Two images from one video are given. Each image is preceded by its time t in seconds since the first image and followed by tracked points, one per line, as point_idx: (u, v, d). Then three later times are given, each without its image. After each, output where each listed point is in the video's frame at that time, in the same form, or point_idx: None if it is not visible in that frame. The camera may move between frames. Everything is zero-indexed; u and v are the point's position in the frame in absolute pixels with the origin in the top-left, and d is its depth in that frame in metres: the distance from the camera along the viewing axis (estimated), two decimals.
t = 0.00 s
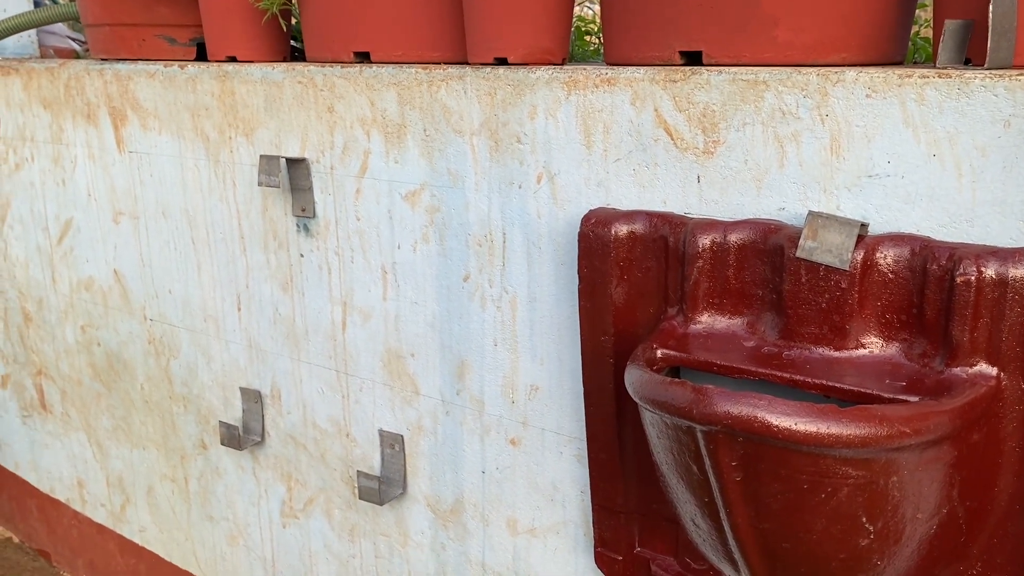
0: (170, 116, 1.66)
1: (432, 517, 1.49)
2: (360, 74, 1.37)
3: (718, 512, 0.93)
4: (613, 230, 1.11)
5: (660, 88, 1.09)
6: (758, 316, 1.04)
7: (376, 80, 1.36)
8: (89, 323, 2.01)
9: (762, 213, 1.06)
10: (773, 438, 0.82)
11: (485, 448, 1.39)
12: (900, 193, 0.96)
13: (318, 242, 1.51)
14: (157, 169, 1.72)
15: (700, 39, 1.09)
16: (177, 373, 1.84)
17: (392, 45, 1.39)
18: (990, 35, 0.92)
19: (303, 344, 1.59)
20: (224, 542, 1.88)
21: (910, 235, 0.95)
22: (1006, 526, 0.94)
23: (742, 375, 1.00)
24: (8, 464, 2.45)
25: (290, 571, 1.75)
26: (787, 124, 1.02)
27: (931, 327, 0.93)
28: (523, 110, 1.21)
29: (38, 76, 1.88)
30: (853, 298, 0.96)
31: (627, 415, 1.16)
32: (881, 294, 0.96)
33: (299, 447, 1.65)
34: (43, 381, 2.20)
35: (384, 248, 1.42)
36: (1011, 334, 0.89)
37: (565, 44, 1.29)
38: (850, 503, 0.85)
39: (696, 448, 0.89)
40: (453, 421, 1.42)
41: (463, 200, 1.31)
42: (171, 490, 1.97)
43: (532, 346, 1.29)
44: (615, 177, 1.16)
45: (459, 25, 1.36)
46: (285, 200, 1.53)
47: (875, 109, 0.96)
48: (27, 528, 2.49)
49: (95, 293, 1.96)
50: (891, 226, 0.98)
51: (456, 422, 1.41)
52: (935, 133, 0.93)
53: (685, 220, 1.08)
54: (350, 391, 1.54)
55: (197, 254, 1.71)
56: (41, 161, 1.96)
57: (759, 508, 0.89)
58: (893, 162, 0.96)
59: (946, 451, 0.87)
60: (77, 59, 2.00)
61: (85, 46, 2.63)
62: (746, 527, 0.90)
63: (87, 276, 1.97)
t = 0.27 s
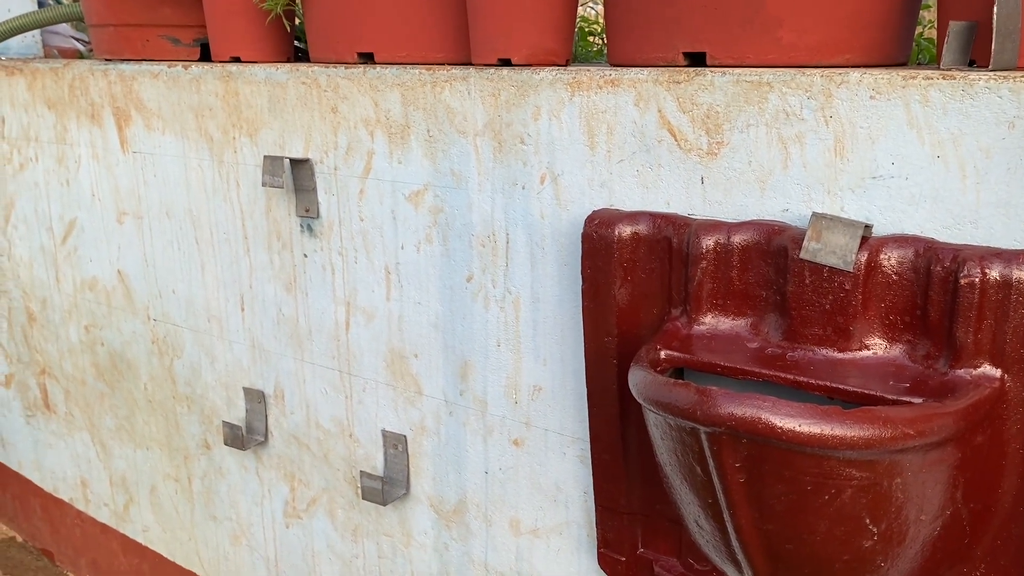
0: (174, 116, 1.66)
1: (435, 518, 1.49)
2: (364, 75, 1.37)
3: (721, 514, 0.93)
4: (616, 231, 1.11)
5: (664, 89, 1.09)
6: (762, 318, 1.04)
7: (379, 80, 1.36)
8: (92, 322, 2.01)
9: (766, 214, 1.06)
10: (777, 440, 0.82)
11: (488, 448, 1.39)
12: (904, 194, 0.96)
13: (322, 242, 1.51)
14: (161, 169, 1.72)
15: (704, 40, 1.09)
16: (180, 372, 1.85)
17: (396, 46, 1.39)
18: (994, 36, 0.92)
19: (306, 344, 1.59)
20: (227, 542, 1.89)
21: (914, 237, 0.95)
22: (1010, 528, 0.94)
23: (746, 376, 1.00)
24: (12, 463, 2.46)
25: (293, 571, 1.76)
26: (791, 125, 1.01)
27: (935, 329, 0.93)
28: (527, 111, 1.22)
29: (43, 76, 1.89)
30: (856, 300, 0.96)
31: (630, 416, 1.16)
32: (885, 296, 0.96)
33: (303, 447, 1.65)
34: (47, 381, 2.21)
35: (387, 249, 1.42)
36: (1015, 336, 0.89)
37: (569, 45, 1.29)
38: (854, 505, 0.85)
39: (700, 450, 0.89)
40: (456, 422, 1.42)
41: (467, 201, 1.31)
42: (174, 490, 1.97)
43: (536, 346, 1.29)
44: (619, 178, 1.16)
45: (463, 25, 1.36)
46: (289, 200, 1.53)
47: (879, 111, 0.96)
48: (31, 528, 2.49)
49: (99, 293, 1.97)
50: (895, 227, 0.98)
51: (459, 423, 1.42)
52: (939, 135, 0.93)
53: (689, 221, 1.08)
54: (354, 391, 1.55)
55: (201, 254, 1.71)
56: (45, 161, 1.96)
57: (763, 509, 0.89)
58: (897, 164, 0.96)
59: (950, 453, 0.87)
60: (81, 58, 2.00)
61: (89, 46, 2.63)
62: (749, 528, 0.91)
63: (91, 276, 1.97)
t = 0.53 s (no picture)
0: (175, 117, 1.66)
1: (435, 519, 1.49)
2: (364, 77, 1.38)
3: (720, 515, 0.93)
4: (616, 233, 1.11)
5: (664, 92, 1.09)
6: (761, 319, 1.04)
7: (380, 82, 1.36)
8: (93, 323, 2.01)
9: (765, 216, 1.06)
10: (776, 441, 0.82)
11: (488, 450, 1.39)
12: (903, 196, 0.97)
13: (322, 243, 1.51)
14: (162, 170, 1.73)
15: (704, 42, 1.10)
16: (181, 373, 1.85)
17: (397, 48, 1.40)
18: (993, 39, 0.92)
19: (307, 345, 1.60)
20: (228, 542, 1.89)
21: (913, 239, 0.95)
22: (1008, 530, 0.94)
23: (745, 378, 1.00)
24: (13, 463, 2.46)
25: (294, 571, 1.76)
26: (790, 127, 1.02)
27: (933, 331, 0.93)
28: (527, 112, 1.22)
29: (44, 77, 1.89)
30: (855, 302, 0.96)
31: (630, 417, 1.16)
32: (883, 298, 0.96)
33: (303, 447, 1.66)
34: (48, 381, 2.21)
35: (388, 250, 1.42)
36: (1014, 338, 0.89)
37: (570, 47, 1.29)
38: (852, 506, 0.86)
39: (699, 451, 0.89)
40: (456, 423, 1.42)
41: (467, 202, 1.31)
42: (175, 490, 1.97)
43: (536, 348, 1.29)
44: (618, 180, 1.16)
45: (464, 27, 1.36)
46: (289, 202, 1.54)
47: (878, 113, 0.96)
48: (32, 528, 2.50)
49: (100, 294, 1.97)
50: (894, 229, 0.98)
51: (459, 424, 1.42)
52: (938, 137, 0.93)
53: (688, 223, 1.08)
54: (354, 392, 1.55)
55: (202, 255, 1.72)
56: (47, 162, 1.97)
57: (761, 511, 0.89)
58: (896, 166, 0.96)
59: (949, 455, 0.87)
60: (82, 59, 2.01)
61: (90, 47, 2.63)
62: (748, 530, 0.91)
63: (92, 277, 1.97)
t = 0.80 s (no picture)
0: (178, 118, 1.66)
1: (438, 521, 1.49)
2: (368, 78, 1.38)
3: (725, 518, 0.93)
4: (621, 234, 1.10)
5: (668, 93, 1.09)
6: (766, 322, 1.04)
7: (384, 84, 1.36)
8: (96, 324, 2.01)
9: (770, 218, 1.06)
10: (781, 445, 0.82)
11: (491, 452, 1.39)
12: (909, 199, 0.96)
13: (325, 245, 1.51)
14: (165, 172, 1.73)
15: (709, 44, 1.09)
16: (183, 374, 1.85)
17: (401, 49, 1.39)
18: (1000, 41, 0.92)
19: (310, 347, 1.59)
20: (230, 544, 1.89)
21: (919, 242, 0.95)
22: (1014, 533, 0.94)
23: (750, 381, 1.00)
24: (15, 464, 2.46)
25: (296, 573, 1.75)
26: (795, 129, 1.01)
27: (939, 334, 0.93)
28: (531, 114, 1.22)
29: (47, 78, 1.89)
30: (861, 305, 0.96)
31: (634, 420, 1.16)
32: (889, 300, 0.96)
33: (305, 449, 1.65)
34: (50, 382, 2.21)
35: (391, 251, 1.42)
36: (1020, 341, 0.89)
37: (574, 49, 1.29)
38: (858, 510, 0.85)
39: (704, 454, 0.89)
40: (460, 425, 1.42)
41: (470, 204, 1.31)
42: (177, 491, 1.97)
43: (540, 350, 1.29)
44: (623, 182, 1.16)
45: (468, 29, 1.36)
46: (293, 203, 1.54)
47: (884, 115, 0.96)
48: (34, 529, 2.50)
49: (102, 295, 1.97)
50: (900, 232, 0.98)
51: (462, 426, 1.42)
52: (944, 140, 0.93)
53: (693, 225, 1.08)
54: (357, 394, 1.55)
55: (205, 256, 1.71)
56: (50, 163, 1.97)
57: (767, 514, 0.88)
58: (901, 169, 0.96)
59: (955, 458, 0.87)
60: (85, 60, 2.01)
61: (93, 48, 2.63)
62: (754, 533, 0.90)
63: (95, 278, 1.97)
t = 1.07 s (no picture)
0: (178, 119, 1.66)
1: (438, 521, 1.49)
2: (368, 80, 1.38)
3: (724, 520, 0.93)
4: (620, 236, 1.11)
5: (668, 96, 1.10)
6: (765, 324, 1.04)
7: (384, 85, 1.36)
8: (96, 325, 2.01)
9: (769, 220, 1.06)
10: (780, 446, 0.82)
11: (491, 453, 1.39)
12: (908, 201, 0.96)
13: (325, 245, 1.51)
14: (166, 172, 1.73)
15: (708, 46, 1.09)
16: (183, 375, 1.85)
17: (401, 51, 1.39)
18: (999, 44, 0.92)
19: (309, 347, 1.60)
20: (229, 544, 1.89)
21: (918, 244, 0.95)
22: (1013, 535, 0.94)
23: (749, 382, 1.00)
24: (15, 464, 2.46)
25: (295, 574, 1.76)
26: (795, 131, 1.02)
27: (938, 336, 0.93)
28: (531, 116, 1.22)
29: (48, 79, 1.89)
30: (859, 307, 0.96)
31: (633, 421, 1.16)
32: (888, 302, 0.96)
33: (305, 449, 1.65)
34: (50, 382, 2.21)
35: (391, 252, 1.42)
36: (1019, 343, 0.89)
37: (574, 51, 1.29)
38: (857, 511, 0.85)
39: (703, 456, 0.89)
40: (459, 426, 1.42)
41: (470, 205, 1.31)
42: (176, 492, 1.97)
43: (539, 351, 1.29)
44: (622, 183, 1.16)
45: (468, 31, 1.36)
46: (293, 204, 1.54)
47: (883, 118, 0.96)
48: (34, 529, 2.50)
49: (103, 295, 1.97)
50: (899, 234, 0.98)
51: (461, 427, 1.42)
52: (943, 142, 0.93)
53: (693, 227, 1.08)
54: (357, 394, 1.55)
55: (205, 256, 1.72)
56: (50, 163, 1.97)
57: (766, 516, 0.89)
58: (901, 171, 0.96)
59: (953, 460, 0.87)
60: (86, 61, 2.01)
61: (93, 49, 2.64)
62: (753, 534, 0.91)
63: (95, 278, 1.97)
